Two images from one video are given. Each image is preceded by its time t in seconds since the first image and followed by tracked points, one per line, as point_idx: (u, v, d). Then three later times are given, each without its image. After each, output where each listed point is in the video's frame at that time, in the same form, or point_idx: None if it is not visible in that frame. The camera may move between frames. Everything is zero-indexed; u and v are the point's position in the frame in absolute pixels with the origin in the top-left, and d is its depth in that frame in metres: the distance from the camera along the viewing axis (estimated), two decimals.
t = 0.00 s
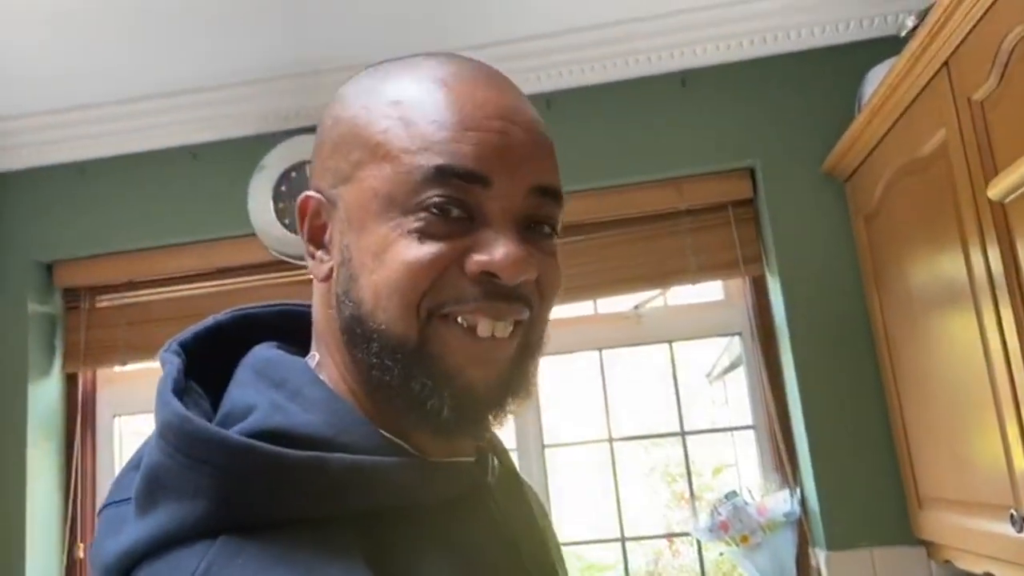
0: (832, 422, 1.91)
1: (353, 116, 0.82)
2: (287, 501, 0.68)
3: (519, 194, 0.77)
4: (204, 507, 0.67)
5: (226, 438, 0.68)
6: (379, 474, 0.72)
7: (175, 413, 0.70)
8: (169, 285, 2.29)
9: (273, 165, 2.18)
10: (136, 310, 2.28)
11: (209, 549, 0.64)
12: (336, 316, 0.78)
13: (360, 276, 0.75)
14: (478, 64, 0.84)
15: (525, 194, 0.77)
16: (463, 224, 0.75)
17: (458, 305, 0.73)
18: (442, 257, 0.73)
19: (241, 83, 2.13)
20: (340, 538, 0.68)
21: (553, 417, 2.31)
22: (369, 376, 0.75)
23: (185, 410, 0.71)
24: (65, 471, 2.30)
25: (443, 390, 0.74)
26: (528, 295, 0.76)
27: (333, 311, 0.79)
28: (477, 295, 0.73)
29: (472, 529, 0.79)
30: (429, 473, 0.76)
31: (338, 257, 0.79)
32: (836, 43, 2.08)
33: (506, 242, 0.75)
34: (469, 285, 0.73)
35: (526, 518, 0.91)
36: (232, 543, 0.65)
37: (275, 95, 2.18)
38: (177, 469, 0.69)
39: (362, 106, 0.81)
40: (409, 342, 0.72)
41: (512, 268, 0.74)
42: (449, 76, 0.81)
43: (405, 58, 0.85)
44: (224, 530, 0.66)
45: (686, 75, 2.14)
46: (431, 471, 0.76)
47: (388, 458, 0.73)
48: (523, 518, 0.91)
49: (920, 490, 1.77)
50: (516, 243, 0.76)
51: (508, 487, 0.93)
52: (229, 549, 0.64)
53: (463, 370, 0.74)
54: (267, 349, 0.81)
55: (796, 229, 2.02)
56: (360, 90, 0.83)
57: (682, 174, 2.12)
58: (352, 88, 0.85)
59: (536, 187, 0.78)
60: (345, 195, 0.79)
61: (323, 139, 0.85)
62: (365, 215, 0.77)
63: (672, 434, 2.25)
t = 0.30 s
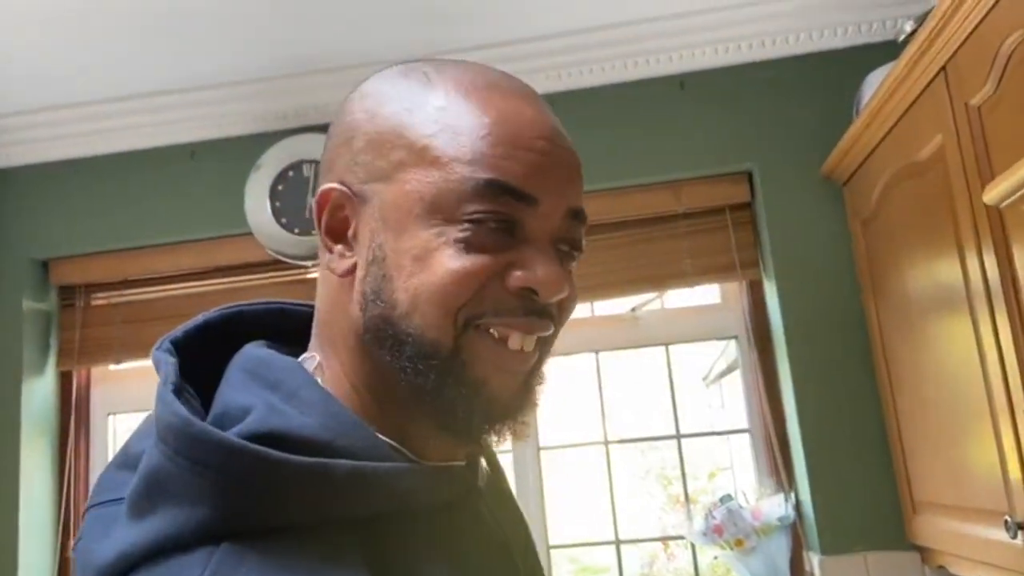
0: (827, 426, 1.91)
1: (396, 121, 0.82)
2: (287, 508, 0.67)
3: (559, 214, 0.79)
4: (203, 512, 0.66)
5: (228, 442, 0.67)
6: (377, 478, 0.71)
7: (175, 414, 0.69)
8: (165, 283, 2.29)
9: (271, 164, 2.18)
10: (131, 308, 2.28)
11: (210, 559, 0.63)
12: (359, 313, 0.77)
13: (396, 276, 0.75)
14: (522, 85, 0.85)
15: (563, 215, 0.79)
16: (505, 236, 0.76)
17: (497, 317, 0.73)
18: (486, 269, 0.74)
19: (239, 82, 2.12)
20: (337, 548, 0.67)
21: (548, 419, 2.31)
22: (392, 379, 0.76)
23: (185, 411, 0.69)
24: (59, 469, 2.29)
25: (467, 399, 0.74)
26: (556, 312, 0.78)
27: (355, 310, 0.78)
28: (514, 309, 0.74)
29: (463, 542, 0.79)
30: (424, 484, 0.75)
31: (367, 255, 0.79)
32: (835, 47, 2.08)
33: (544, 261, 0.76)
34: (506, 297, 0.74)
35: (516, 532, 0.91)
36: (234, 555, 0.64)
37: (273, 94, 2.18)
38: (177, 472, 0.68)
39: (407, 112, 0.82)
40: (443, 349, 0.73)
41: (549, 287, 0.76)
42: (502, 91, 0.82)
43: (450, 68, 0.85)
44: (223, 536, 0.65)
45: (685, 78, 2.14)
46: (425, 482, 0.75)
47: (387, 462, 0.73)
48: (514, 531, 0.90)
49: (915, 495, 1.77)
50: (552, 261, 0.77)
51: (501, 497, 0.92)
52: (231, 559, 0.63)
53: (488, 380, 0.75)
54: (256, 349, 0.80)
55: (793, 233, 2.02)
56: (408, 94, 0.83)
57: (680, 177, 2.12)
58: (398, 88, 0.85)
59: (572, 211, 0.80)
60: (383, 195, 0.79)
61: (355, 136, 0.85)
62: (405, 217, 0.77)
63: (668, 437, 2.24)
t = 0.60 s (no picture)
0: (809, 418, 1.92)
1: (408, 110, 0.82)
2: (286, 497, 0.62)
3: (565, 217, 0.81)
4: (199, 498, 0.60)
5: (228, 426, 0.61)
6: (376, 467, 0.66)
7: (172, 393, 0.63)
8: (148, 270, 2.26)
9: (255, 151, 2.16)
10: (113, 295, 2.25)
11: (207, 551, 0.57)
12: (361, 300, 0.77)
13: (405, 266, 0.75)
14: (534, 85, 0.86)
15: (567, 218, 0.81)
16: (515, 234, 0.77)
17: (506, 312, 0.74)
18: (499, 265, 0.75)
19: (225, 66, 2.10)
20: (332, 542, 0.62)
21: (533, 409, 2.31)
22: (393, 367, 0.75)
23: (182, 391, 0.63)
24: (39, 456, 2.27)
25: (469, 393, 0.75)
26: (555, 311, 0.79)
27: (355, 297, 0.78)
28: (523, 306, 0.75)
29: (453, 543, 0.74)
30: (417, 477, 0.70)
31: (373, 242, 0.78)
32: (821, 40, 2.09)
33: (549, 262, 0.78)
34: (515, 295, 0.75)
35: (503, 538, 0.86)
36: (228, 547, 0.58)
37: (258, 80, 2.16)
38: (172, 455, 0.62)
39: (420, 102, 0.82)
40: (450, 340, 0.73)
41: (554, 288, 0.78)
42: (518, 90, 0.82)
43: (463, 61, 0.86)
44: (218, 525, 0.60)
45: (672, 70, 2.14)
46: (419, 475, 0.70)
47: (385, 451, 0.67)
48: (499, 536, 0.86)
49: (894, 486, 1.78)
50: (558, 262, 0.79)
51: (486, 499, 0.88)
52: (227, 550, 0.57)
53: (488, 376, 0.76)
54: (231, 333, 0.74)
55: (778, 223, 2.02)
56: (422, 85, 0.83)
57: (666, 169, 2.12)
58: (412, 78, 0.85)
59: (574, 214, 0.82)
60: (393, 183, 0.79)
61: (362, 120, 0.84)
62: (417, 208, 0.77)
63: (651, 429, 2.25)
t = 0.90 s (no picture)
0: (766, 391, 1.95)
1: (363, 66, 0.79)
2: (218, 457, 0.60)
3: (523, 187, 0.79)
4: (130, 455, 0.58)
5: (159, 382, 0.59)
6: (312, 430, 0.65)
7: (98, 348, 0.60)
8: (102, 239, 2.21)
9: (214, 118, 2.11)
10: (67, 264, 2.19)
11: (135, 510, 0.54)
12: (308, 260, 0.75)
13: (356, 229, 0.74)
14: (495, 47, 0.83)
15: (525, 188, 0.80)
16: (471, 202, 0.76)
17: (456, 282, 0.74)
18: (452, 233, 0.74)
19: (184, 30, 2.05)
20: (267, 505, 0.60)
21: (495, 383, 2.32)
22: (337, 332, 0.74)
23: (109, 346, 0.61)
24: None
25: (415, 360, 0.75)
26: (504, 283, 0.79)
27: (300, 258, 0.76)
28: (472, 276, 0.74)
29: (391, 513, 0.73)
30: (354, 442, 0.69)
31: (323, 201, 0.76)
32: (785, 16, 2.10)
33: (503, 231, 0.77)
34: (467, 265, 0.74)
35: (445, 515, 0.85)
36: (158, 510, 0.55)
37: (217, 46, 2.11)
38: (97, 411, 0.59)
39: (377, 59, 0.79)
40: (397, 309, 0.73)
41: (504, 259, 0.77)
42: (481, 52, 0.80)
43: (424, 18, 0.83)
44: (150, 484, 0.57)
45: (638, 43, 2.14)
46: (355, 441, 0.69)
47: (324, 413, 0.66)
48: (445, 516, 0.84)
49: (847, 458, 1.81)
50: (511, 233, 0.78)
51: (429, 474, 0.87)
52: (157, 511, 0.54)
53: (434, 346, 0.75)
54: (163, 290, 0.72)
55: (739, 198, 2.03)
56: (380, 41, 0.81)
57: (630, 143, 2.12)
58: (369, 34, 0.82)
59: (532, 184, 0.81)
60: (346, 141, 0.77)
61: (316, 73, 0.81)
62: (371, 170, 0.75)
63: (613, 402, 2.27)
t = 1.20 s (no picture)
0: (709, 350, 1.97)
1: None
2: (123, 396, 0.58)
3: (467, 133, 0.77)
4: (31, 388, 0.56)
5: (62, 313, 0.57)
6: (232, 371, 0.63)
7: None
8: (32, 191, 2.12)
9: (150, 67, 2.03)
10: None
11: (31, 445, 0.53)
12: (240, 199, 0.71)
13: (293, 168, 0.70)
14: None
15: (469, 135, 0.77)
16: (414, 145, 0.72)
17: (398, 227, 0.70)
18: (396, 175, 0.70)
19: None
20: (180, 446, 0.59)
21: (443, 343, 2.30)
22: (269, 275, 0.70)
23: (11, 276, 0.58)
24: None
25: (353, 309, 0.71)
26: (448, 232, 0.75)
27: (229, 195, 0.72)
28: (416, 223, 0.71)
29: (320, 455, 0.71)
30: (284, 383, 0.67)
31: (258, 136, 0.72)
32: None
33: (449, 178, 0.73)
34: (410, 212, 0.70)
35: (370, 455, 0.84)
36: (58, 442, 0.54)
37: None
38: None
39: None
40: (335, 253, 0.69)
41: (450, 207, 0.73)
42: None
43: None
44: (50, 420, 0.55)
45: None
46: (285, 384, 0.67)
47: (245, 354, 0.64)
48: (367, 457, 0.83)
49: (787, 416, 1.85)
50: (458, 180, 0.74)
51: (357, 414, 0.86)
52: (53, 446, 0.53)
53: (372, 297, 0.71)
54: (73, 222, 0.68)
55: (688, 160, 2.03)
56: None
57: (581, 102, 2.10)
58: None
59: (477, 132, 0.78)
60: (285, 74, 0.73)
61: None
62: (310, 106, 0.72)
63: (560, 363, 2.27)
